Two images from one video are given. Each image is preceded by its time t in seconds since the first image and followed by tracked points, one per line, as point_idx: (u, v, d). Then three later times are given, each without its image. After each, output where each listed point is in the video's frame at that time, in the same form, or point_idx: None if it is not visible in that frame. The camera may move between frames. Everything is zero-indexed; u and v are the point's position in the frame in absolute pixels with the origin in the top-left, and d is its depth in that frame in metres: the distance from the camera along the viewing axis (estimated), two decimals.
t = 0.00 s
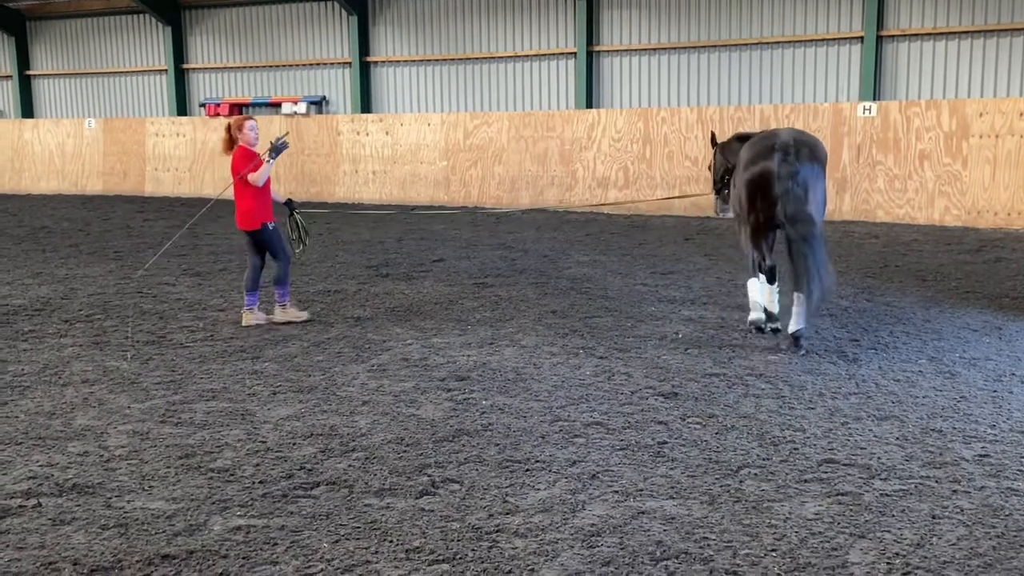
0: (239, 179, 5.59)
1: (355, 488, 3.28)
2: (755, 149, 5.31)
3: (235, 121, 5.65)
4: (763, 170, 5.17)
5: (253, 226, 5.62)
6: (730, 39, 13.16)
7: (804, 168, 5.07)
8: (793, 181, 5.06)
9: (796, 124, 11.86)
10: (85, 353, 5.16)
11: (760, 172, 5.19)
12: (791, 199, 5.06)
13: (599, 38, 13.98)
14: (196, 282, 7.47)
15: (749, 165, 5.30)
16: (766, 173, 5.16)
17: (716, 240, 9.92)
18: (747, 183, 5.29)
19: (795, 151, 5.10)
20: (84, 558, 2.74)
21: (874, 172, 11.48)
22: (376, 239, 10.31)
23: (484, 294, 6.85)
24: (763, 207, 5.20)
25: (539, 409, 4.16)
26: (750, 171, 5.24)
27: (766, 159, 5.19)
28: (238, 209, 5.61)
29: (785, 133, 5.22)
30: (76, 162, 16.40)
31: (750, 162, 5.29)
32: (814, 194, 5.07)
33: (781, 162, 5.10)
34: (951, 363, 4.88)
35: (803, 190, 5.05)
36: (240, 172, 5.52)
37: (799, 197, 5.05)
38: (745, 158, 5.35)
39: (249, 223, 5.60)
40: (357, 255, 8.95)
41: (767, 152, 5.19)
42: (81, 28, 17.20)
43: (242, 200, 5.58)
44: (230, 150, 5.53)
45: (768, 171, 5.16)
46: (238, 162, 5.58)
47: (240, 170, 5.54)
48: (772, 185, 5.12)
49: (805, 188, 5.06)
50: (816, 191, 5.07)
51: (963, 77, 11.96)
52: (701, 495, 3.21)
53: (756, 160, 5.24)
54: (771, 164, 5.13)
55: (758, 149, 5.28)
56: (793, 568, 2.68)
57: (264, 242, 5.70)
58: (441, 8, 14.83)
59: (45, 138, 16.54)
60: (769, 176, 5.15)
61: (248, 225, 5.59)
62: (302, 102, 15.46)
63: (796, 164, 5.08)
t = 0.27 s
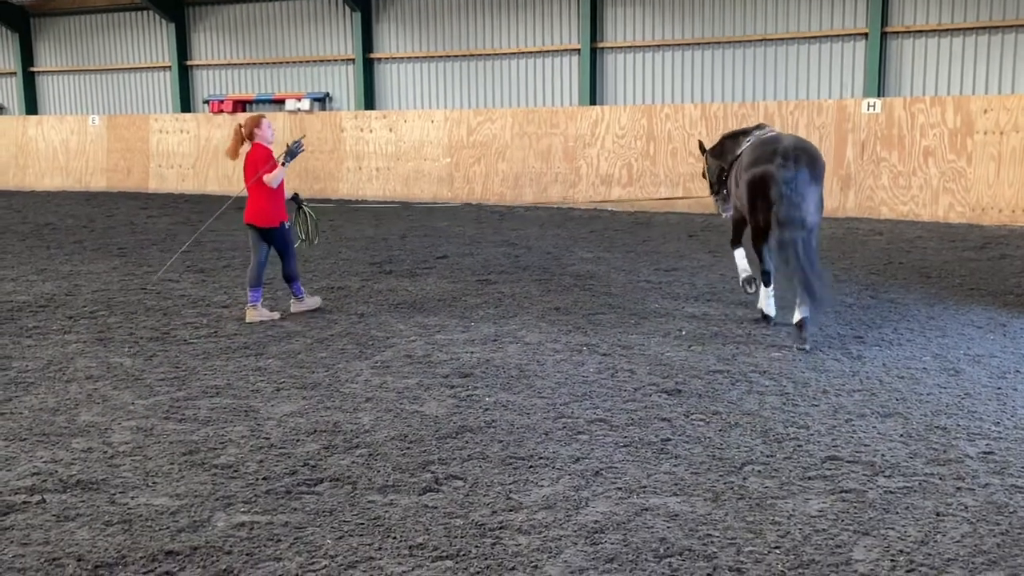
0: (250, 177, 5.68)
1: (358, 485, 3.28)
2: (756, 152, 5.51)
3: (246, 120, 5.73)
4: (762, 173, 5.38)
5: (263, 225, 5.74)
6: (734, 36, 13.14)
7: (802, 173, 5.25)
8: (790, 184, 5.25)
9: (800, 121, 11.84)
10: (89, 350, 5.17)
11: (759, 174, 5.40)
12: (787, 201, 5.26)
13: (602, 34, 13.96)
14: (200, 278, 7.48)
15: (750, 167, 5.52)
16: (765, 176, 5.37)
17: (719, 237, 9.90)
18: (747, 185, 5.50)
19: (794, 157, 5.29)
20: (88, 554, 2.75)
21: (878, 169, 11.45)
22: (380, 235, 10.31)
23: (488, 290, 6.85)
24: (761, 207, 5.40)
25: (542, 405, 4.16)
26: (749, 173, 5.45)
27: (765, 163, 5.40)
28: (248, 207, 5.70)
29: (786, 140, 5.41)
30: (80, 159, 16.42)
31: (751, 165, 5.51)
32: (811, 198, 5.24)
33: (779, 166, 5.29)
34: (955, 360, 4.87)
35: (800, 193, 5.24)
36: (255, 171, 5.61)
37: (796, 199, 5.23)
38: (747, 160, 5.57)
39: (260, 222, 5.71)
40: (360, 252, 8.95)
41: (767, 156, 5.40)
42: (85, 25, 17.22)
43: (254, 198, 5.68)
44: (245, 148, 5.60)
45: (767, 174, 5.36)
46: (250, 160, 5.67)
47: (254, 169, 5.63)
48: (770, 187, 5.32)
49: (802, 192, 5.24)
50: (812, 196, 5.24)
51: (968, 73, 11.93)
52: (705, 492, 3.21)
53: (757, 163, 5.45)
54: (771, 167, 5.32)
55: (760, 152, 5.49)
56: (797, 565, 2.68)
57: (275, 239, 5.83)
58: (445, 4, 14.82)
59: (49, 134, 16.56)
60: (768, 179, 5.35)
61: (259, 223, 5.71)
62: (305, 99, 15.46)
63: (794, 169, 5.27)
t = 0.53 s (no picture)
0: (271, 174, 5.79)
1: (363, 482, 3.28)
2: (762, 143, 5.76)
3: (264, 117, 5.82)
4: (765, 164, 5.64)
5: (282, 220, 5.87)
6: (738, 33, 13.11)
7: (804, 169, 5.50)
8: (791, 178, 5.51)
9: (805, 118, 11.81)
10: (94, 346, 5.18)
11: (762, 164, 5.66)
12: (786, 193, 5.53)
13: (607, 31, 13.94)
14: (205, 275, 7.49)
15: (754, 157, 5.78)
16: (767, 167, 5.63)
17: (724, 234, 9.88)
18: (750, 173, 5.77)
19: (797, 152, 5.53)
20: (93, 551, 2.75)
21: (883, 166, 11.43)
22: (384, 232, 10.31)
23: (492, 288, 6.85)
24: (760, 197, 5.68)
25: (546, 403, 4.16)
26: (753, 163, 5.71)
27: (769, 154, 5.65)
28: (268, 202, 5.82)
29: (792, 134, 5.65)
30: (85, 156, 16.45)
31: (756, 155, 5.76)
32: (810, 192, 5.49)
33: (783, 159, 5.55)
34: (961, 358, 4.86)
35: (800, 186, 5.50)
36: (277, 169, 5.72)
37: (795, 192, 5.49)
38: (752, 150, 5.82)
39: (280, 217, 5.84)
40: (364, 249, 8.95)
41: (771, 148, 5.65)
42: (90, 22, 17.24)
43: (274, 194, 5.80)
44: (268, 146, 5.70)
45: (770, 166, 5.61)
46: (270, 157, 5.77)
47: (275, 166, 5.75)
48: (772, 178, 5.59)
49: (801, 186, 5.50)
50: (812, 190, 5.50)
51: (973, 70, 11.90)
52: (709, 490, 3.20)
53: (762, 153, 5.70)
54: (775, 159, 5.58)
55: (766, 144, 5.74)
56: (801, 563, 2.67)
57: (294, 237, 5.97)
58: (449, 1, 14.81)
59: (54, 131, 16.58)
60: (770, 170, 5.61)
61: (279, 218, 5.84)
62: (310, 96, 15.47)
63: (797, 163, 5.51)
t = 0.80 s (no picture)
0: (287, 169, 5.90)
1: (368, 478, 3.28)
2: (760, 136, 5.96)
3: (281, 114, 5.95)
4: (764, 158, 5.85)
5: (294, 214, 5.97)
6: (743, 29, 13.09)
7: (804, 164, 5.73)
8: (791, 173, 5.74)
9: (810, 115, 11.78)
10: (99, 343, 5.19)
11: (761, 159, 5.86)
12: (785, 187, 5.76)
13: (611, 28, 13.93)
14: (210, 273, 7.49)
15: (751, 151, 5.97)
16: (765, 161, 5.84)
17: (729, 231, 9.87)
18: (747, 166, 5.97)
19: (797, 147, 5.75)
20: (99, 547, 2.76)
21: (888, 163, 11.40)
22: (389, 229, 10.31)
23: (497, 285, 6.85)
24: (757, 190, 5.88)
25: (551, 400, 4.16)
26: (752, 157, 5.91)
27: (768, 149, 5.86)
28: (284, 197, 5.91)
29: (790, 129, 5.87)
30: (90, 153, 16.47)
31: (754, 149, 5.95)
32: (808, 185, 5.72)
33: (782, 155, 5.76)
34: (966, 355, 4.85)
35: (798, 181, 5.73)
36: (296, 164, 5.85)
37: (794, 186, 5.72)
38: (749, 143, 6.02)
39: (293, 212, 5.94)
40: (369, 246, 8.95)
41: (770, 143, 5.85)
42: (95, 19, 17.26)
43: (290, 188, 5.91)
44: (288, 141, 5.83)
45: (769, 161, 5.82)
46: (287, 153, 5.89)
47: (293, 163, 5.87)
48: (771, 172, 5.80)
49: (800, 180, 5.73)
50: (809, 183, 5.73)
51: (979, 67, 11.86)
52: (714, 487, 3.20)
53: (760, 148, 5.90)
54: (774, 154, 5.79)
55: (762, 138, 5.94)
56: (806, 560, 2.67)
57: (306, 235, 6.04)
58: None
59: (59, 129, 16.61)
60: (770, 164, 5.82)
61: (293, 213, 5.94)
62: (314, 93, 15.47)
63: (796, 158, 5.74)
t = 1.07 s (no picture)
0: (299, 166, 5.94)
1: (374, 476, 3.29)
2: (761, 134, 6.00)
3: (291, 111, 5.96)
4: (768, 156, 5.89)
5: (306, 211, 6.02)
6: (749, 26, 13.06)
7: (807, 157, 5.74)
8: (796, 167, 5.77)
9: (816, 112, 11.76)
10: (105, 341, 5.20)
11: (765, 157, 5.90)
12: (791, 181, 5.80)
13: (617, 25, 13.91)
14: (216, 270, 7.51)
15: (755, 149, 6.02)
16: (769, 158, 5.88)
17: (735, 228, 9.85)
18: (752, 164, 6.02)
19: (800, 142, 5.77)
20: (105, 544, 2.76)
21: (895, 160, 11.37)
22: (394, 227, 10.31)
23: (502, 282, 6.84)
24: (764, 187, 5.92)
25: (556, 398, 4.16)
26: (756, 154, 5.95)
27: (771, 146, 5.89)
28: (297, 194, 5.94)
29: (790, 123, 5.89)
30: (96, 150, 16.50)
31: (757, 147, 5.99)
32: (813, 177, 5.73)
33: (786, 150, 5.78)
34: (973, 353, 4.83)
35: (802, 172, 5.73)
36: (310, 161, 5.89)
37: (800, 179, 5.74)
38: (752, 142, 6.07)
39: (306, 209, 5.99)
40: (374, 243, 8.96)
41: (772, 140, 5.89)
42: (101, 17, 17.29)
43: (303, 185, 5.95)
44: (302, 138, 5.87)
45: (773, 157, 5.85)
46: (299, 150, 5.93)
47: (305, 160, 5.91)
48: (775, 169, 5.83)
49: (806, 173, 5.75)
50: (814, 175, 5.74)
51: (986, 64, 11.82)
52: (720, 485, 3.20)
53: (762, 145, 5.94)
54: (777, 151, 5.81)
55: (764, 135, 5.97)
56: (812, 558, 2.67)
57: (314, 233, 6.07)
58: None
59: (65, 126, 16.64)
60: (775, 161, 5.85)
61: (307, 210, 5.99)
62: (320, 91, 15.48)
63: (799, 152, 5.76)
